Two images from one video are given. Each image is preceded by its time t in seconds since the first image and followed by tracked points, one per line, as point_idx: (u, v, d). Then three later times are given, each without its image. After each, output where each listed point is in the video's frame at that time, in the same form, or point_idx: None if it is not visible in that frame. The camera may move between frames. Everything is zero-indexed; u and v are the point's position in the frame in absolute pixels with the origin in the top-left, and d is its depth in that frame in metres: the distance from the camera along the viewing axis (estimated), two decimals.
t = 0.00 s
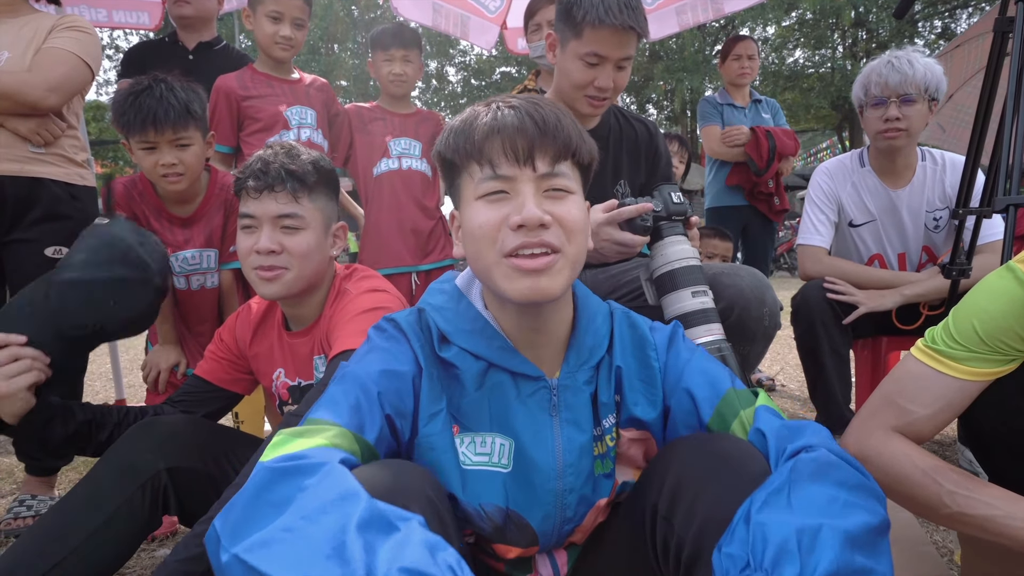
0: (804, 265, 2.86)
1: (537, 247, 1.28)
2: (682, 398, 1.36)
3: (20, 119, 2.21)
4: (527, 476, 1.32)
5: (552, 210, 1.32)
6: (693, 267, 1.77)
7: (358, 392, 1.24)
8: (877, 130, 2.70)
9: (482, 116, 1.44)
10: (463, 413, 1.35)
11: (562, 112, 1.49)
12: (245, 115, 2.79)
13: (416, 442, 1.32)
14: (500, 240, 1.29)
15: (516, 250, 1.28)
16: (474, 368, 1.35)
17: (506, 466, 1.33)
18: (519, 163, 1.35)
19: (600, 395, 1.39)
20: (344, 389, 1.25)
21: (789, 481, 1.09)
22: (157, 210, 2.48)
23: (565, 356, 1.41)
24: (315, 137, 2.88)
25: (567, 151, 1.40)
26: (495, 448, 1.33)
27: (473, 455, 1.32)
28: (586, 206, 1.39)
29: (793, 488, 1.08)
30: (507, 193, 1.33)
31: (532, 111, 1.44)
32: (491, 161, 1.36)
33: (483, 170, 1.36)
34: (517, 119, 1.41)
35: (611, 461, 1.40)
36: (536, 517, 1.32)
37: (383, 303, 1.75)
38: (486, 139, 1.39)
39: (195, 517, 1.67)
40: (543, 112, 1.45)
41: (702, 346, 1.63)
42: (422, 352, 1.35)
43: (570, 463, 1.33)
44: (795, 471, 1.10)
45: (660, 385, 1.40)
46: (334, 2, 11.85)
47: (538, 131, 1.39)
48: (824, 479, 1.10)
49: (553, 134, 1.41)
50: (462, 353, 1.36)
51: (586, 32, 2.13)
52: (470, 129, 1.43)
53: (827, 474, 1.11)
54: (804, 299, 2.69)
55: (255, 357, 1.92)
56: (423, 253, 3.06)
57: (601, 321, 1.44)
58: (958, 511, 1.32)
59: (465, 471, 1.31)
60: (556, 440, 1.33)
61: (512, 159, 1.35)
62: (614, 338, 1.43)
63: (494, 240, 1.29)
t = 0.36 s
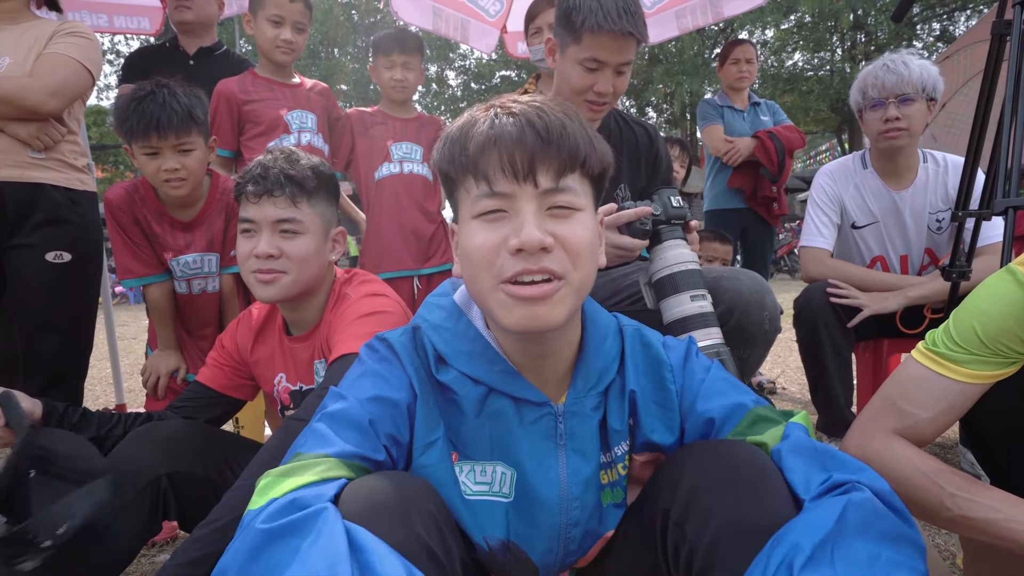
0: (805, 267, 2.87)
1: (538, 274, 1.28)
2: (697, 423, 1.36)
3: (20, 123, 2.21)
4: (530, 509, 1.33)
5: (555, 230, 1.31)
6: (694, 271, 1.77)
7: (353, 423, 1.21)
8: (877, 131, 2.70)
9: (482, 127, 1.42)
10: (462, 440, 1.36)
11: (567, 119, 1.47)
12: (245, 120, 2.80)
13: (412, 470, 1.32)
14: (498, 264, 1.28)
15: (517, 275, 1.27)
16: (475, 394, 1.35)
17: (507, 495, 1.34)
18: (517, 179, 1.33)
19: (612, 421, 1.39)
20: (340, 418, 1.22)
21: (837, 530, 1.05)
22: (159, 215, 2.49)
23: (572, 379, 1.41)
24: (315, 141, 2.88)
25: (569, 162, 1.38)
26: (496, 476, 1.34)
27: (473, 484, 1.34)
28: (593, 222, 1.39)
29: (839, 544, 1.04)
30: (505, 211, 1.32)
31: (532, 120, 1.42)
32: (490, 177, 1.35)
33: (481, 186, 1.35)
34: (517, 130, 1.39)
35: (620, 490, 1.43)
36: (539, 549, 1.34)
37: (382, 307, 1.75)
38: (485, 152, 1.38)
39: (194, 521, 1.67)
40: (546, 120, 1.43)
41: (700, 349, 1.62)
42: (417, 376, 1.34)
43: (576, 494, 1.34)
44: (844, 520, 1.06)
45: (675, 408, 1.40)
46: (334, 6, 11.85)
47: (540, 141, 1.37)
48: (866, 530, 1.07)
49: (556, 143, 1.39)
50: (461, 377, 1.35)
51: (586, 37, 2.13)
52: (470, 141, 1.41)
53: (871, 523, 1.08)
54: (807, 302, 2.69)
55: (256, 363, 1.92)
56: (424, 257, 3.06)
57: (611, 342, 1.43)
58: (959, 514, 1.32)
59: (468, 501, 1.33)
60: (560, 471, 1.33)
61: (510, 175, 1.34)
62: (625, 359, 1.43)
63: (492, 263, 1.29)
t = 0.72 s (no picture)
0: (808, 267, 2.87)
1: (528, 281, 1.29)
2: (664, 382, 1.37)
3: (21, 126, 2.21)
4: (523, 467, 1.33)
5: (545, 243, 1.32)
6: (696, 272, 1.77)
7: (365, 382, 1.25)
8: (879, 131, 2.70)
9: (482, 144, 1.42)
10: (461, 405, 1.36)
11: (560, 141, 1.46)
12: (246, 123, 2.80)
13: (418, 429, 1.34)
14: (494, 271, 1.30)
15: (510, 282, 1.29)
16: (472, 366, 1.36)
17: (502, 458, 1.34)
18: (514, 199, 1.34)
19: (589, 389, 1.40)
20: (356, 373, 1.28)
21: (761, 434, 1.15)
22: (160, 218, 2.49)
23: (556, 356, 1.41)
24: (315, 144, 2.89)
25: (562, 183, 1.38)
26: (492, 440, 1.35)
27: (471, 446, 1.35)
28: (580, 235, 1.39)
29: (763, 441, 1.14)
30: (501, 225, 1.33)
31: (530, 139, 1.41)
32: (491, 195, 1.35)
33: (481, 203, 1.36)
34: (514, 149, 1.38)
35: (603, 451, 1.41)
36: (533, 503, 1.33)
37: (385, 310, 1.75)
38: (483, 170, 1.38)
39: (197, 523, 1.67)
40: (540, 143, 1.41)
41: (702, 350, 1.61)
42: (426, 348, 1.36)
43: (563, 453, 1.33)
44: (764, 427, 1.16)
45: (645, 374, 1.40)
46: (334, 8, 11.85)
47: (535, 165, 1.36)
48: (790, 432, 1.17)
49: (547, 164, 1.38)
50: (460, 353, 1.36)
51: (587, 39, 2.13)
52: (471, 158, 1.41)
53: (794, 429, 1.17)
54: (808, 302, 2.69)
55: (260, 365, 1.92)
56: (425, 259, 3.06)
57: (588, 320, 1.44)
58: (964, 516, 1.32)
59: (465, 461, 1.34)
60: (549, 433, 1.34)
61: (508, 195, 1.34)
62: (600, 336, 1.44)
63: (489, 270, 1.31)
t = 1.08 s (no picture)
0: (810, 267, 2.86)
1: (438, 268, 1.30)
2: (682, 390, 1.30)
3: (24, 130, 2.22)
4: (504, 462, 1.32)
5: (451, 230, 1.30)
6: (698, 274, 1.76)
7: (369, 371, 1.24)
8: (881, 132, 2.70)
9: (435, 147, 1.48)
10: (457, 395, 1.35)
11: (516, 124, 1.41)
12: (248, 125, 2.80)
13: (425, 415, 1.32)
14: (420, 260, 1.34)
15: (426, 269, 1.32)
16: (468, 355, 1.35)
17: (488, 448, 1.33)
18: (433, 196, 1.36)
19: (590, 387, 1.35)
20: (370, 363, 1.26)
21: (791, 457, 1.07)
22: (162, 220, 2.49)
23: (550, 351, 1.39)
24: (317, 147, 2.89)
25: (470, 165, 1.33)
26: (481, 427, 1.33)
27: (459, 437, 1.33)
28: (507, 212, 1.32)
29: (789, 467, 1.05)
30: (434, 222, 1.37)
31: (459, 131, 1.41)
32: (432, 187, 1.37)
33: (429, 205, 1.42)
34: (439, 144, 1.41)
35: (599, 456, 1.37)
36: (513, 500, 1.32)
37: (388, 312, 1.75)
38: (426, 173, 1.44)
39: (201, 525, 1.67)
40: (497, 127, 1.39)
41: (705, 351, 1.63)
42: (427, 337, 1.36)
43: (544, 451, 1.31)
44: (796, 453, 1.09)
45: (658, 378, 1.34)
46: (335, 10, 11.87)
47: (469, 149, 1.34)
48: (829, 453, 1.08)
49: (487, 153, 1.34)
50: (459, 339, 1.36)
51: (588, 40, 2.13)
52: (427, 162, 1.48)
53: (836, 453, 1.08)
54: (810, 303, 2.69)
55: (263, 367, 1.92)
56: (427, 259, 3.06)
57: (594, 316, 1.40)
58: (969, 515, 1.32)
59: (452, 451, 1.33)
60: (533, 427, 1.32)
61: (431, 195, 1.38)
62: (608, 332, 1.39)
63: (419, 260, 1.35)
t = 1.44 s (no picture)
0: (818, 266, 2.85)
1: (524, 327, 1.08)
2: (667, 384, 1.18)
3: (33, 132, 2.23)
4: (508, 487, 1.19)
5: (545, 289, 1.05)
6: (706, 274, 1.76)
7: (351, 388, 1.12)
8: (890, 131, 2.69)
9: (465, 153, 1.05)
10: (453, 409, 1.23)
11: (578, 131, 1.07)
12: (254, 126, 2.81)
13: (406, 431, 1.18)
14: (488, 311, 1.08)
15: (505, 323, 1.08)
16: (466, 364, 1.20)
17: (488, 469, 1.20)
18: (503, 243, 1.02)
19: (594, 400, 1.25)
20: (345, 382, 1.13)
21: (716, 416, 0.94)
22: (169, 221, 2.50)
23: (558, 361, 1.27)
24: (323, 147, 2.89)
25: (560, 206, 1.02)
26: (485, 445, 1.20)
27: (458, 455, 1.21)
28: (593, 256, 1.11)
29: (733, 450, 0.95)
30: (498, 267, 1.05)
31: (519, 145, 1.01)
32: (475, 231, 1.04)
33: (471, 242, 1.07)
34: (492, 163, 1.01)
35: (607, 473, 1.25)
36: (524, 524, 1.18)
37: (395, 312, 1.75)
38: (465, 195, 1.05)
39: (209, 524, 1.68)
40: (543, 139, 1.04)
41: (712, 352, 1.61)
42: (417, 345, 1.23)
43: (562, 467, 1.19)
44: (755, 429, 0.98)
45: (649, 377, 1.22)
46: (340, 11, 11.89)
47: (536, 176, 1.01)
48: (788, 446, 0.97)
49: (573, 181, 1.03)
50: (458, 350, 1.21)
51: (595, 40, 2.13)
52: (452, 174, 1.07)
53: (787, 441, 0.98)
54: (818, 302, 2.68)
55: (271, 367, 1.93)
56: (433, 259, 3.06)
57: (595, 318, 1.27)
58: (979, 515, 1.31)
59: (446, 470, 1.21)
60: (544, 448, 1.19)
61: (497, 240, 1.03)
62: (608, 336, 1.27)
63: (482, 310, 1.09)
